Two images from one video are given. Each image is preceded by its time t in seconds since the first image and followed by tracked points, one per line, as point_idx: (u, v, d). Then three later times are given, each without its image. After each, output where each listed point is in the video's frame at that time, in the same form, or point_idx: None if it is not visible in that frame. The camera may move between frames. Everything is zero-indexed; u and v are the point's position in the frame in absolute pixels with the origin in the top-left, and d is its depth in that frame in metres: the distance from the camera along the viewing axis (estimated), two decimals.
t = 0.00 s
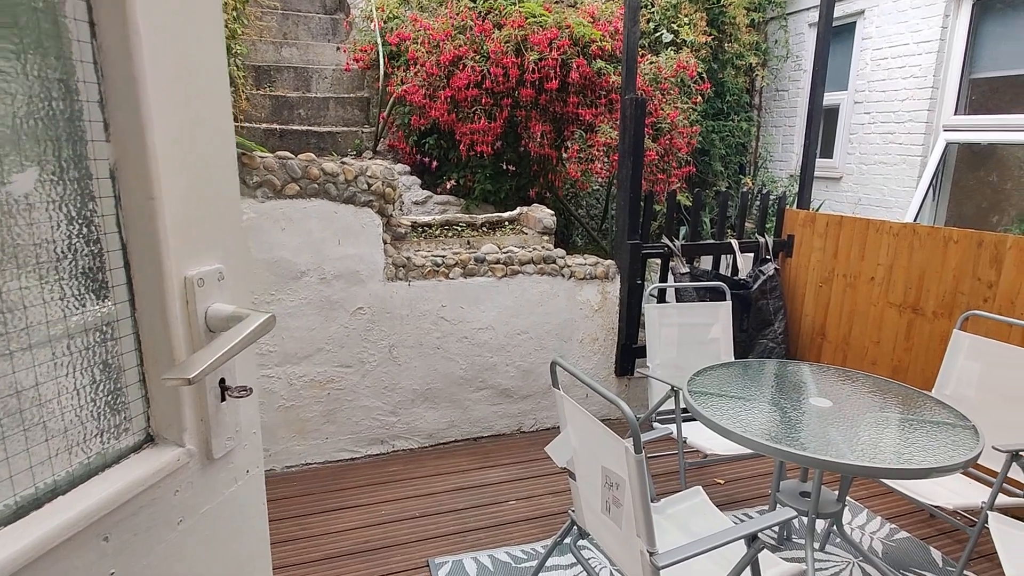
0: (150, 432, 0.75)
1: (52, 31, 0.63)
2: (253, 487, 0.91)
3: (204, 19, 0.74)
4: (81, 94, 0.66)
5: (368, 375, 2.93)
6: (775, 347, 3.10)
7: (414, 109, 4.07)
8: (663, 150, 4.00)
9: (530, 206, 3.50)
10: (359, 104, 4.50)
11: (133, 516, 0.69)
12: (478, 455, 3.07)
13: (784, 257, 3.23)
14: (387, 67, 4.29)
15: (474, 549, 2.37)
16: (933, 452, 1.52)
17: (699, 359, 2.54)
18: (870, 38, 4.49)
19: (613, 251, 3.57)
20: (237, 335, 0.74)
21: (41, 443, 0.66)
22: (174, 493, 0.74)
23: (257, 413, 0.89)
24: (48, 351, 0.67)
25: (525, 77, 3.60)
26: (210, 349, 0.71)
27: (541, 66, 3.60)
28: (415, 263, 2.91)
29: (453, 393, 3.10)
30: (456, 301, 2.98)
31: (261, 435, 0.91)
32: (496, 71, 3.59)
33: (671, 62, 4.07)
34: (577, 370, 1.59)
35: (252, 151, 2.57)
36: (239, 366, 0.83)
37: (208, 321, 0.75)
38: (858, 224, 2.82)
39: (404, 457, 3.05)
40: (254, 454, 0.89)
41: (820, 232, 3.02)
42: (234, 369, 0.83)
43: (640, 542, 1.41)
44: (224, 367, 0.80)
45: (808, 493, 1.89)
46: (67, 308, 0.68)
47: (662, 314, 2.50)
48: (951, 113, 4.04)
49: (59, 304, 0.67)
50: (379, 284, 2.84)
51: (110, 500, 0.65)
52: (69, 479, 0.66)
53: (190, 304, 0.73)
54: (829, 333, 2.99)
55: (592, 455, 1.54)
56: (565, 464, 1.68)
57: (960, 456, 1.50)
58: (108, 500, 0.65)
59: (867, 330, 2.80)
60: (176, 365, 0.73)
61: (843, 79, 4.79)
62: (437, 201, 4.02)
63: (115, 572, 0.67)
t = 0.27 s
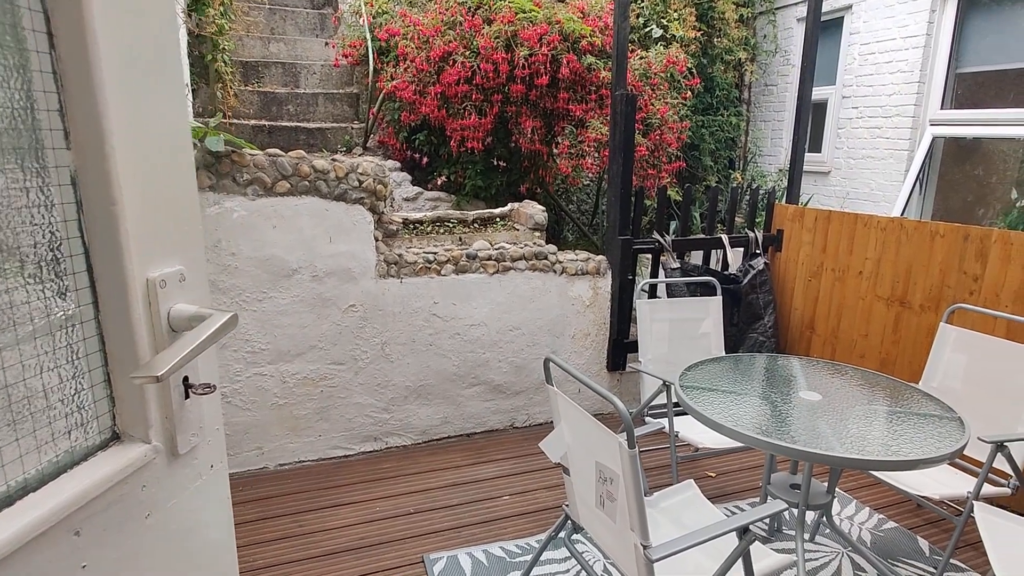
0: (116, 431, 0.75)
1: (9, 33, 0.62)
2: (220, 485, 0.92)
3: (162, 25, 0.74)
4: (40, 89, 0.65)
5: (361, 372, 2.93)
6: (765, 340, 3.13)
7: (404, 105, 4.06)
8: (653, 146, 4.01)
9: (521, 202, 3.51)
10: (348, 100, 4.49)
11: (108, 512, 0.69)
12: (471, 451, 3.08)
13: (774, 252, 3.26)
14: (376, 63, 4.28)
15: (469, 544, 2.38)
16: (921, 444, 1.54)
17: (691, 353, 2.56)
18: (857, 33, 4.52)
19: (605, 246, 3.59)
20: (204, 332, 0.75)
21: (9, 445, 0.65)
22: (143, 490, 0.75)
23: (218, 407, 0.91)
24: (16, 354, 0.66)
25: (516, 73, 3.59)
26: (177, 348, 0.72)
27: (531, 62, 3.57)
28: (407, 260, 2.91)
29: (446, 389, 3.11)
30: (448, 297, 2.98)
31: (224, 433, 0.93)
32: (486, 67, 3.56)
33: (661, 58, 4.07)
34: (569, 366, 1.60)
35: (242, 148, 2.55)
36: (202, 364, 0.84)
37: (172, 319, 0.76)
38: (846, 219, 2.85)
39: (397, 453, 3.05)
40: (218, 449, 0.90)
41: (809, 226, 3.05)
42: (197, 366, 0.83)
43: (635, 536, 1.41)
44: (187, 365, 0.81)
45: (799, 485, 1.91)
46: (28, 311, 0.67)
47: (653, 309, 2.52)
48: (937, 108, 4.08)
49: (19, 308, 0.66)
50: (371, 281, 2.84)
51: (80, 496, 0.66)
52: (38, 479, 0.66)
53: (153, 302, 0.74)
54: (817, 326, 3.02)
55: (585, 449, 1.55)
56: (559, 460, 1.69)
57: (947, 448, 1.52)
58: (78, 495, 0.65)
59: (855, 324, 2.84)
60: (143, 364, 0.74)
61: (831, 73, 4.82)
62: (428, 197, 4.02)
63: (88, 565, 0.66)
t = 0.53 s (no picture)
0: (55, 437, 0.88)
1: None
2: (160, 488, 1.07)
3: (88, 71, 0.87)
4: None
5: (350, 372, 2.91)
6: (754, 338, 3.15)
7: (392, 104, 4.04)
8: (641, 144, 4.02)
9: (510, 201, 3.50)
10: (335, 98, 4.46)
11: (45, 518, 0.81)
12: (461, 451, 3.07)
13: (761, 250, 3.28)
14: (363, 61, 4.25)
15: (459, 544, 2.38)
16: (905, 441, 1.55)
17: (679, 351, 2.57)
18: (843, 31, 4.55)
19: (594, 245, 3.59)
20: (138, 340, 0.89)
21: None
22: (80, 490, 0.88)
23: (158, 414, 1.06)
24: None
25: (504, 72, 3.58)
26: (110, 358, 0.85)
27: (519, 60, 3.56)
28: (395, 260, 2.90)
29: (436, 389, 3.10)
30: (437, 297, 2.98)
31: (164, 439, 1.08)
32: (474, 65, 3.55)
33: (648, 56, 4.08)
34: (558, 367, 1.59)
35: (227, 148, 2.53)
36: (138, 371, 0.98)
37: (108, 334, 0.90)
38: (832, 217, 2.87)
39: (387, 454, 3.04)
40: (157, 454, 1.05)
41: (796, 224, 3.07)
42: (133, 373, 0.97)
43: (623, 535, 1.41)
44: (122, 374, 0.94)
45: (786, 483, 1.92)
46: None
47: (641, 308, 2.53)
48: (922, 106, 4.12)
49: None
50: (358, 282, 2.82)
51: (20, 503, 0.77)
52: None
53: (88, 315, 0.87)
54: (805, 324, 3.05)
55: (573, 450, 1.55)
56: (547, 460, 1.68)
57: (930, 444, 1.53)
58: (18, 503, 0.77)
59: (841, 321, 2.86)
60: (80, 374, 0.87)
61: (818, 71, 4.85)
62: (416, 197, 4.01)
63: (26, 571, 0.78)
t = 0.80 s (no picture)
0: None
1: None
2: (109, 502, 1.04)
3: (25, 65, 0.84)
4: None
5: (341, 374, 2.89)
6: (746, 336, 3.15)
7: (381, 103, 4.01)
8: (633, 142, 4.02)
9: (502, 201, 3.48)
10: (324, 98, 4.43)
11: None
12: (454, 452, 3.06)
13: (753, 248, 3.29)
14: (353, 60, 4.22)
15: (453, 547, 2.37)
16: (899, 441, 1.55)
17: (672, 350, 2.57)
18: (833, 29, 4.56)
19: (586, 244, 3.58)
20: (79, 350, 0.84)
21: None
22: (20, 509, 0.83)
23: (100, 426, 1.01)
24: None
25: (494, 71, 3.55)
26: (51, 369, 0.80)
27: (510, 59, 3.54)
28: (387, 261, 2.88)
29: (428, 390, 3.08)
30: (429, 297, 2.96)
31: (106, 454, 1.04)
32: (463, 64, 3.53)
33: (639, 54, 4.07)
34: (550, 370, 1.58)
35: (215, 149, 2.50)
36: (80, 385, 0.94)
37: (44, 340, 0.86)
38: (824, 215, 2.87)
39: (379, 456, 3.02)
40: (101, 467, 1.00)
41: (788, 222, 3.07)
42: (75, 386, 0.93)
43: (619, 539, 1.40)
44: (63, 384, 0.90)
45: (780, 482, 1.92)
46: None
47: (634, 308, 2.52)
48: (911, 103, 4.14)
49: None
50: (350, 283, 2.80)
51: None
52: None
53: (22, 321, 0.83)
54: (797, 321, 3.05)
55: (568, 454, 1.53)
56: (541, 463, 1.67)
57: (924, 443, 1.53)
58: None
59: (834, 319, 2.86)
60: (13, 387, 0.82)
61: (808, 69, 4.87)
62: (408, 197, 3.99)
63: None
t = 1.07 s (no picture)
0: None
1: None
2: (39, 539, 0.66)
3: None
4: None
5: (333, 380, 2.84)
6: (741, 337, 3.14)
7: (371, 103, 3.97)
8: (625, 143, 4.00)
9: (494, 202, 3.44)
10: (314, 98, 4.38)
11: None
12: (448, 457, 3.02)
13: (747, 248, 3.28)
14: (342, 60, 4.18)
15: (447, 555, 2.33)
16: (900, 444, 1.52)
17: (668, 353, 2.54)
18: (824, 28, 4.57)
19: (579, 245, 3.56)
20: None
21: None
22: None
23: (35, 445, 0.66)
24: None
25: (485, 70, 3.51)
26: None
27: (501, 59, 3.49)
28: (378, 264, 2.84)
29: (421, 395, 3.04)
30: (421, 301, 2.92)
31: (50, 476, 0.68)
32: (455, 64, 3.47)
33: (631, 54, 4.05)
34: (547, 378, 1.55)
35: (202, 151, 2.44)
36: None
37: None
38: (817, 215, 2.86)
39: (372, 462, 2.98)
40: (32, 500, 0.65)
41: (781, 222, 3.06)
42: None
43: (619, 551, 1.37)
44: None
45: (780, 487, 1.89)
46: None
47: (629, 310, 2.49)
48: (902, 102, 4.15)
49: None
50: (340, 287, 2.75)
51: None
52: None
53: None
54: (791, 322, 3.05)
55: (564, 462, 1.50)
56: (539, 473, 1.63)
57: (926, 447, 1.50)
58: None
59: (828, 319, 2.85)
60: None
61: (799, 68, 4.88)
62: (398, 198, 3.95)
63: None
